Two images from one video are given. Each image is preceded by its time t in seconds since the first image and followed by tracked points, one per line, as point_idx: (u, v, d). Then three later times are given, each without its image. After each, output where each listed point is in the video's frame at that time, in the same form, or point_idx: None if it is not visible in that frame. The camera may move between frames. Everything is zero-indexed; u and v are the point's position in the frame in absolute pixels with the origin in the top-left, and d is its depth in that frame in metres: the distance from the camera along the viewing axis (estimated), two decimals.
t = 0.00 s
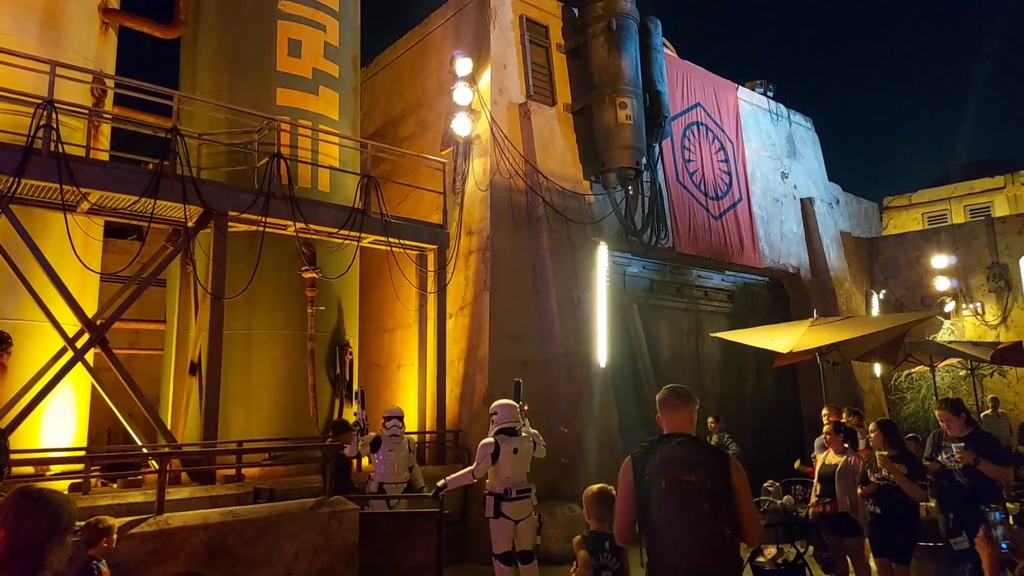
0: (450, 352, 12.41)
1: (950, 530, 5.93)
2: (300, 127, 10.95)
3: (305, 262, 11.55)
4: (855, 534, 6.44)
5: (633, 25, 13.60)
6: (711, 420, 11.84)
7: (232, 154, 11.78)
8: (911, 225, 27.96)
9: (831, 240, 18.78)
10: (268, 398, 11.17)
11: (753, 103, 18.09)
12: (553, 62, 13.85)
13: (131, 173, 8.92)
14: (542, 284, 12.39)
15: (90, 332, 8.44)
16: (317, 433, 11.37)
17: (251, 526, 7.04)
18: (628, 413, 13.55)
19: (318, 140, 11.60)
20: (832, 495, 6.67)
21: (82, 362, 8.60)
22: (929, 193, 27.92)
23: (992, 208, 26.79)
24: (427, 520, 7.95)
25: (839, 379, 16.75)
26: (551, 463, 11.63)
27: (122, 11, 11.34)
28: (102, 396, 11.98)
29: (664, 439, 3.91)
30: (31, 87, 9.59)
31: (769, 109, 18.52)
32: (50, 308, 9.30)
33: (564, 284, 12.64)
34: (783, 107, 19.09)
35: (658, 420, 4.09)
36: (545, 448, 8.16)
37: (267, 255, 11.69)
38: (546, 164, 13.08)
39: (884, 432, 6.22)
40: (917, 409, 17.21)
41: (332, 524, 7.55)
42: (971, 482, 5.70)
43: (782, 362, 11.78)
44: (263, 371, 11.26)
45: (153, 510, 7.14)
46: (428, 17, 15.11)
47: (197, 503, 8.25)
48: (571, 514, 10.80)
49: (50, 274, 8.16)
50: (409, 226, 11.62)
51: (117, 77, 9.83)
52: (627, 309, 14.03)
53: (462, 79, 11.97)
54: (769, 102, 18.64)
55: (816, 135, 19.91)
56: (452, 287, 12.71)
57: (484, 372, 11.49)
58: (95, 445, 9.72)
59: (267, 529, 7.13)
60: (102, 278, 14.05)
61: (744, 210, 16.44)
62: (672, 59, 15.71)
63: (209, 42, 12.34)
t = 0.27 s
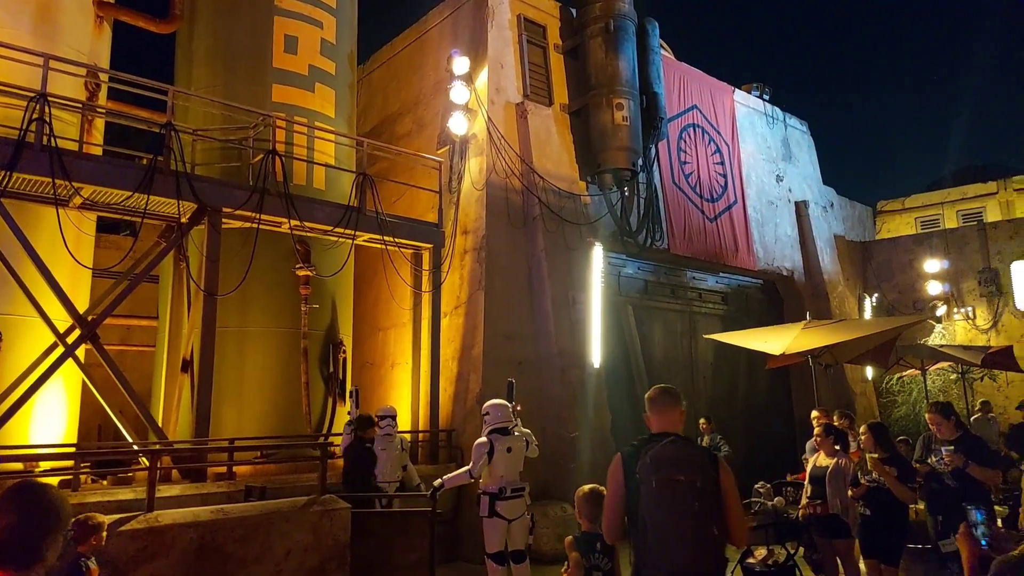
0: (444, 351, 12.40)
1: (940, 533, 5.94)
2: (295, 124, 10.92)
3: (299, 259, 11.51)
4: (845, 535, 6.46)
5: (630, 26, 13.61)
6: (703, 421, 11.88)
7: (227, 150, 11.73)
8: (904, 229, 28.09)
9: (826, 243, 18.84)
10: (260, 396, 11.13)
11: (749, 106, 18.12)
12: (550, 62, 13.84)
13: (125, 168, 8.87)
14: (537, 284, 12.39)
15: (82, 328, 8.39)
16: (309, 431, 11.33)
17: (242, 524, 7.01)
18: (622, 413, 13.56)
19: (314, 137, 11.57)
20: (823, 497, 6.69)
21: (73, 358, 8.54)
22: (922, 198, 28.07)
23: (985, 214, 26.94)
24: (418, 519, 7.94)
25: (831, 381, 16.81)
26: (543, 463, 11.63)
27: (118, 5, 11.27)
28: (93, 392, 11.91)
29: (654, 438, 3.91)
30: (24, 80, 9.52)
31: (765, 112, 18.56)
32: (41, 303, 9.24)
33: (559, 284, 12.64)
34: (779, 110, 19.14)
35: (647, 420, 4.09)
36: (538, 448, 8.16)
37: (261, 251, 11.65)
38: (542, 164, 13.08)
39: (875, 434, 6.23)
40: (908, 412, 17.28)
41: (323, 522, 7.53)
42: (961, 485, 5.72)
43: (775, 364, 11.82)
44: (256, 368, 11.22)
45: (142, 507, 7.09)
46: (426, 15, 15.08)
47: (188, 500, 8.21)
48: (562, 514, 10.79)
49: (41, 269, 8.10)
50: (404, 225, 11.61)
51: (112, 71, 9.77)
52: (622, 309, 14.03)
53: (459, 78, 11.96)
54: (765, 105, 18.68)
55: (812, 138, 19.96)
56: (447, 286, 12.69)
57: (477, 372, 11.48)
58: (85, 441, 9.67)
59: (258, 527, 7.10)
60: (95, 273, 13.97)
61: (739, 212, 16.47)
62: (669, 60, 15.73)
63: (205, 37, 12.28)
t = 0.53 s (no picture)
0: (432, 350, 12.37)
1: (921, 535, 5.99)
2: (285, 121, 10.85)
3: (287, 256, 11.47)
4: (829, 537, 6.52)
5: (623, 28, 13.63)
6: (689, 422, 11.94)
7: (216, 146, 11.65)
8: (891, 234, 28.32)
9: (813, 246, 18.96)
10: (246, 393, 11.07)
11: (739, 109, 18.20)
12: (542, 62, 13.84)
13: (111, 161, 8.78)
14: (526, 285, 12.38)
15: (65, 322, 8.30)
16: (295, 429, 11.28)
17: (226, 522, 6.96)
18: (609, 414, 13.59)
19: (304, 134, 11.51)
20: (807, 498, 6.73)
21: (56, 352, 8.45)
22: (910, 203, 28.30)
23: (971, 220, 27.21)
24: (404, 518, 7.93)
25: (816, 384, 16.92)
26: (531, 462, 11.64)
27: None
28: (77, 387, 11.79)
29: (636, 439, 3.92)
30: (10, 72, 9.42)
31: (755, 115, 18.65)
32: (24, 297, 9.13)
33: (549, 285, 12.64)
34: (769, 114, 19.23)
35: (626, 419, 4.11)
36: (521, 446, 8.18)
37: (249, 248, 11.57)
38: (533, 164, 13.07)
39: (859, 437, 6.26)
40: (893, 416, 17.43)
41: (308, 520, 7.50)
42: (942, 488, 5.76)
43: (761, 366, 11.89)
44: (242, 366, 11.15)
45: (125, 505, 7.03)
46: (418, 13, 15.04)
47: (172, 497, 8.14)
48: (548, 514, 10.80)
49: (25, 263, 8.01)
50: (394, 223, 11.58)
51: (100, 64, 9.68)
52: (611, 310, 14.06)
53: (451, 77, 11.95)
54: (755, 108, 18.77)
55: (801, 142, 20.08)
56: (436, 284, 12.67)
57: (465, 371, 11.46)
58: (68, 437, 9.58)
59: (242, 525, 7.05)
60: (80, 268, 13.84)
61: (728, 215, 16.54)
62: (661, 62, 15.77)
63: (195, 31, 12.18)
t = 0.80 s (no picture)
0: (420, 348, 12.33)
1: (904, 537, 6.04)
2: (275, 116, 10.78)
3: (275, 252, 11.41)
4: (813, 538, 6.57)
5: (614, 28, 13.65)
6: (676, 423, 12.02)
7: (204, 140, 11.55)
8: (879, 238, 28.55)
9: (801, 249, 19.07)
10: (232, 390, 11.00)
11: (729, 112, 18.27)
12: (534, 61, 13.84)
13: (97, 154, 8.70)
14: (515, 283, 12.38)
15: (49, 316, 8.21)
16: (281, 426, 11.22)
17: (210, 519, 6.91)
18: (597, 413, 13.62)
19: (294, 129, 11.44)
20: (791, 500, 6.78)
21: (39, 346, 8.35)
22: (898, 207, 28.54)
23: (957, 224, 27.48)
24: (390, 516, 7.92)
25: (802, 386, 17.03)
26: (518, 462, 11.64)
27: None
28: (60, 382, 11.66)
29: (619, 439, 3.92)
30: None
31: (745, 118, 18.73)
32: (7, 290, 9.03)
33: (538, 284, 12.64)
34: (759, 117, 19.32)
35: (607, 419, 4.11)
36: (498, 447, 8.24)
37: (236, 243, 11.49)
38: (524, 163, 13.06)
39: (844, 439, 6.31)
40: (877, 418, 17.58)
41: (293, 517, 7.46)
42: (925, 490, 5.81)
43: (747, 368, 11.96)
44: (228, 362, 11.07)
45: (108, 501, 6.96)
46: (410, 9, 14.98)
47: (155, 494, 8.07)
48: (535, 513, 10.80)
49: (9, 255, 7.92)
50: (383, 220, 11.55)
51: (87, 55, 9.58)
52: (600, 311, 14.08)
53: (442, 74, 11.92)
54: (745, 111, 18.86)
55: (790, 145, 20.20)
56: (425, 282, 12.65)
57: (453, 369, 11.44)
58: (51, 432, 9.48)
59: (226, 522, 7.01)
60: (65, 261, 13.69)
61: (717, 217, 16.60)
62: (652, 64, 15.81)
63: (184, 24, 12.08)
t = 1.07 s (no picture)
0: (411, 350, 12.31)
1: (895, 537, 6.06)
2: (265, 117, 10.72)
3: (266, 254, 11.36)
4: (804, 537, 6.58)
5: (605, 29, 13.67)
6: (667, 425, 12.07)
7: (193, 141, 11.48)
8: (868, 238, 28.72)
9: (791, 250, 19.15)
10: (223, 392, 10.94)
11: (720, 113, 18.34)
12: (525, 62, 13.84)
13: (86, 155, 8.63)
14: (507, 284, 12.37)
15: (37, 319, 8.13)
16: (272, 429, 11.17)
17: (200, 522, 6.86)
18: (589, 414, 13.63)
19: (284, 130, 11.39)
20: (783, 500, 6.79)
21: (27, 349, 8.27)
22: (887, 208, 28.73)
23: (946, 225, 27.69)
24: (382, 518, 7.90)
25: (793, 386, 17.09)
26: (511, 463, 11.62)
27: None
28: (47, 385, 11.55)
29: (608, 440, 3.91)
30: None
31: (735, 119, 18.81)
32: None
33: (530, 286, 12.64)
34: (749, 118, 19.40)
35: (596, 421, 4.10)
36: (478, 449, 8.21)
37: (226, 244, 11.43)
38: (515, 164, 13.05)
39: (835, 439, 6.32)
40: (867, 417, 17.67)
41: (284, 520, 7.43)
42: (916, 491, 5.83)
43: (738, 369, 12.02)
44: (218, 364, 11.00)
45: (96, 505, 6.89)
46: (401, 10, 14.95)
47: (144, 498, 8.00)
48: (527, 515, 10.78)
49: None
50: (374, 221, 11.52)
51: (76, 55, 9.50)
52: (591, 312, 14.09)
53: (433, 75, 11.89)
54: (735, 112, 18.93)
55: (780, 146, 20.30)
56: (416, 283, 12.62)
57: (445, 370, 11.41)
58: (39, 435, 9.39)
59: (216, 525, 6.96)
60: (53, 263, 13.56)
61: (708, 218, 16.66)
62: (643, 65, 15.84)
63: (174, 24, 12.00)
